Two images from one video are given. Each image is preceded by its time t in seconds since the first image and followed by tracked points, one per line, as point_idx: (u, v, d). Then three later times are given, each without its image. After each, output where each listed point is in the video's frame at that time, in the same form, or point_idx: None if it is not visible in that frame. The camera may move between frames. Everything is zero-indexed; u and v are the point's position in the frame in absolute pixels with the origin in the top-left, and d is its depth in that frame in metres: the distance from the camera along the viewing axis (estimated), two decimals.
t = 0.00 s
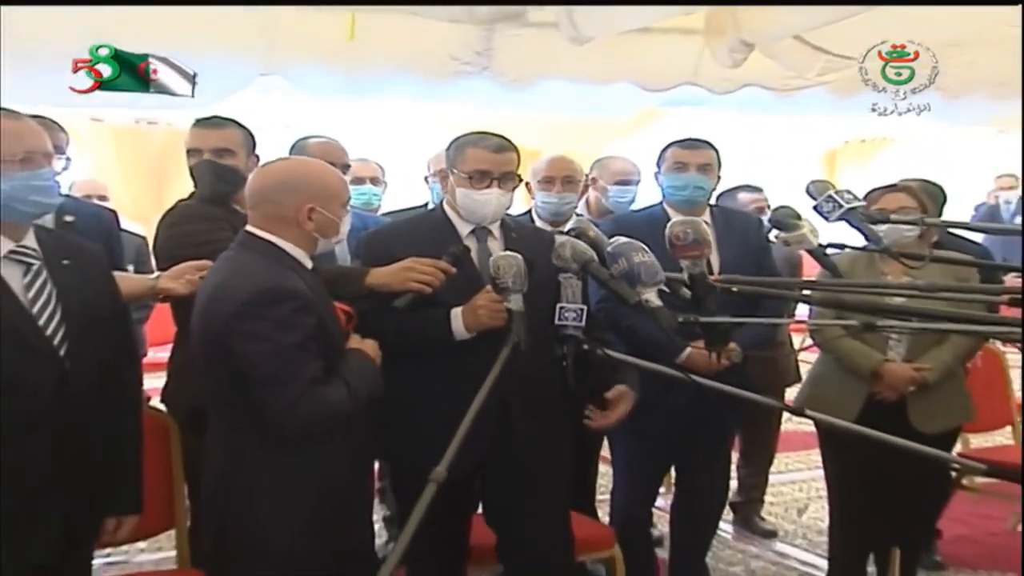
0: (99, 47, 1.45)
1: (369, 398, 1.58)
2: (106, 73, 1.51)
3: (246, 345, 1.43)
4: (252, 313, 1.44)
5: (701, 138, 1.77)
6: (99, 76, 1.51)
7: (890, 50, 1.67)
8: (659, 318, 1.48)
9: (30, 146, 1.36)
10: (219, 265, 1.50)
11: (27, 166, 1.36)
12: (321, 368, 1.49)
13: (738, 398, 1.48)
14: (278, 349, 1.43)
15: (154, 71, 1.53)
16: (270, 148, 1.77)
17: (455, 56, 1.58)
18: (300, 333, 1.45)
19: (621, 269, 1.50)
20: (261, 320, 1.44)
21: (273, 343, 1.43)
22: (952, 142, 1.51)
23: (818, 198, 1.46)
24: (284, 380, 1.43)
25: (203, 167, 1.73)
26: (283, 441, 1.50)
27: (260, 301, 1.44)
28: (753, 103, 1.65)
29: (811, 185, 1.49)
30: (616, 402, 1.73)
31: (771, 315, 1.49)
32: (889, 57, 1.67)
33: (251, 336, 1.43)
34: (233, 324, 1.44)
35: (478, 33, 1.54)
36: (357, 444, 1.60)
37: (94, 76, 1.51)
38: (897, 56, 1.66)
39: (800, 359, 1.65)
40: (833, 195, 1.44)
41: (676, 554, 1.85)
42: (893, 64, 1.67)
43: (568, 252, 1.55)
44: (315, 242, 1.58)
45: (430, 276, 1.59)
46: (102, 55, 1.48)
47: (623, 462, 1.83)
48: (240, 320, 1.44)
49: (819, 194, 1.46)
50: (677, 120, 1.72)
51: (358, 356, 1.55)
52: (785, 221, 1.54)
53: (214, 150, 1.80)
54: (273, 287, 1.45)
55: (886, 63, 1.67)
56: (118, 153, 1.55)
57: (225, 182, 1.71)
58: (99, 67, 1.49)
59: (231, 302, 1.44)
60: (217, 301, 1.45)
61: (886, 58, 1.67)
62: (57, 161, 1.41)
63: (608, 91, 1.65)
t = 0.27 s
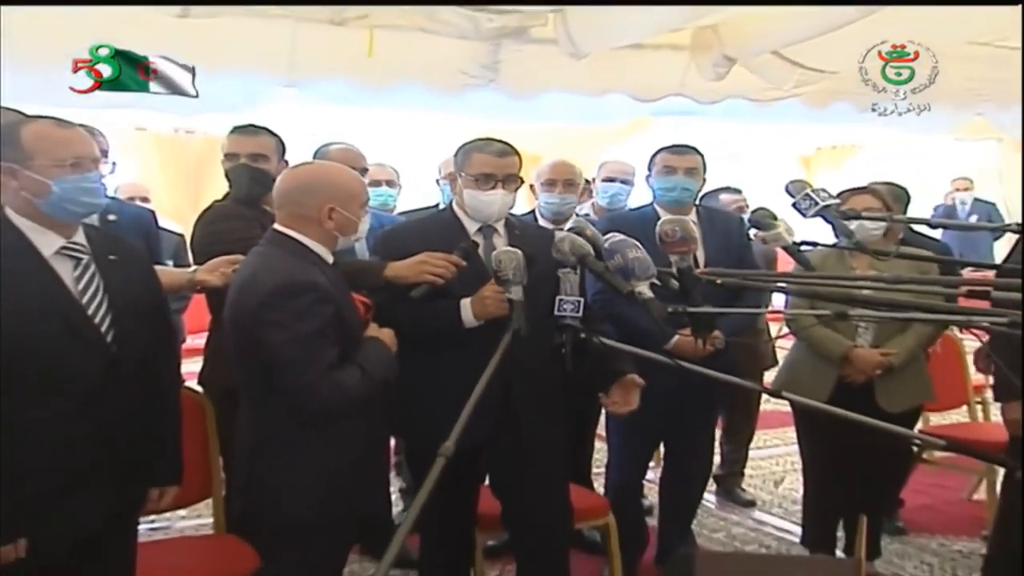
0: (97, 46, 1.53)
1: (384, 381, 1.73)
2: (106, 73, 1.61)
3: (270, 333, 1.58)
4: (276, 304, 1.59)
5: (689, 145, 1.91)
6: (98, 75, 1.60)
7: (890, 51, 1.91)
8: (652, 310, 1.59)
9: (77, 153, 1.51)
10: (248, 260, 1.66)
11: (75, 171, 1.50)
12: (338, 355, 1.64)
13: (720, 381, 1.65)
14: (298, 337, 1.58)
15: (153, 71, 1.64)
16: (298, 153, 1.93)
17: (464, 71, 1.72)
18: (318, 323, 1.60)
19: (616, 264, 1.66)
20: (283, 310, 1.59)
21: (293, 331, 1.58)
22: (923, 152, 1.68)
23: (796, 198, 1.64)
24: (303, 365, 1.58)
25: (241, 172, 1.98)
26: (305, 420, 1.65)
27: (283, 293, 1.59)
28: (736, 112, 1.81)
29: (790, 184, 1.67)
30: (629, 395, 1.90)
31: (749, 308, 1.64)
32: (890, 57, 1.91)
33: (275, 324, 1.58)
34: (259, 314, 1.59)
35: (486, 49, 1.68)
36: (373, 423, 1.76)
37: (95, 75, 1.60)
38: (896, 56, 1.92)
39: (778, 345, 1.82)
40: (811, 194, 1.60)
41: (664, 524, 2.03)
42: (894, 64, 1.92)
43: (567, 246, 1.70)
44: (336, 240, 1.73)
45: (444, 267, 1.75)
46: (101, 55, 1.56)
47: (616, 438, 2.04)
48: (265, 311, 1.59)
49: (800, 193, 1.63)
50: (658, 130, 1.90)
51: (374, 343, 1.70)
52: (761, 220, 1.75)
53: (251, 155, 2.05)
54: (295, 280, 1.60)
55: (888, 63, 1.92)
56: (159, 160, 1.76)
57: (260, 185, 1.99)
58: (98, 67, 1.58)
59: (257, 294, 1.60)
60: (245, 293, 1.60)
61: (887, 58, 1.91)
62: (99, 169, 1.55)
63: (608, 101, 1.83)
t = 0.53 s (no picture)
0: (100, 45, 1.69)
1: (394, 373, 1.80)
2: (108, 75, 1.72)
3: (278, 327, 1.66)
4: (284, 299, 1.66)
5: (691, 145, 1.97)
6: (99, 75, 1.71)
7: (889, 51, 1.84)
8: (649, 303, 1.85)
9: (104, 155, 1.62)
10: (259, 257, 1.73)
11: (103, 171, 1.60)
12: (345, 347, 1.71)
13: (716, 370, 1.88)
14: (304, 331, 1.65)
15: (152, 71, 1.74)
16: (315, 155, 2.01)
17: (474, 75, 1.81)
18: (324, 317, 1.67)
19: (619, 262, 1.83)
20: (290, 306, 1.66)
21: (300, 326, 1.65)
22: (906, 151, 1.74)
23: (789, 196, 1.74)
24: (309, 358, 1.65)
25: (263, 171, 2.05)
26: (315, 411, 1.72)
27: (290, 289, 1.66)
28: (730, 115, 1.83)
29: (784, 183, 1.76)
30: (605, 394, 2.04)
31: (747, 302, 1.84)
32: (889, 57, 1.85)
33: (283, 319, 1.66)
34: (268, 309, 1.66)
35: (492, 54, 1.79)
36: (385, 411, 1.83)
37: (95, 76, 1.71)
38: (897, 56, 1.84)
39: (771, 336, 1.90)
40: (803, 195, 1.71)
41: (664, 510, 2.09)
42: (893, 64, 1.84)
43: (570, 244, 1.84)
44: (343, 237, 1.79)
45: (455, 264, 1.87)
46: (102, 55, 1.70)
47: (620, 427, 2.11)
48: (273, 306, 1.66)
49: (793, 191, 1.73)
50: (666, 135, 1.88)
51: (383, 336, 1.77)
52: (757, 217, 1.82)
53: (273, 155, 2.07)
54: (302, 277, 1.67)
55: (886, 63, 1.85)
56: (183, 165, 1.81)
57: (281, 185, 2.03)
58: (99, 66, 1.70)
59: (266, 290, 1.67)
60: (255, 289, 1.68)
61: (886, 58, 1.85)
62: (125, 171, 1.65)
63: (606, 106, 1.86)
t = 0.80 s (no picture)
0: (102, 46, 1.78)
1: (403, 360, 1.95)
2: (106, 73, 1.85)
3: (292, 319, 1.79)
4: (298, 293, 1.79)
5: (676, 145, 2.08)
6: (99, 74, 1.84)
7: (889, 50, 2.00)
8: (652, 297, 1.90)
9: (145, 156, 1.76)
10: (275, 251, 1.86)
11: (143, 171, 1.74)
12: (356, 338, 1.84)
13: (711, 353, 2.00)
14: (316, 323, 1.79)
15: (153, 72, 1.85)
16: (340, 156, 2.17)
17: (485, 82, 1.91)
18: (335, 310, 1.80)
19: (622, 258, 1.88)
20: (302, 299, 1.79)
21: (312, 318, 1.78)
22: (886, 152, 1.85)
23: (779, 194, 1.87)
24: (320, 348, 1.78)
25: (292, 171, 2.26)
26: (328, 397, 1.86)
27: (302, 283, 1.79)
28: (724, 120, 1.92)
29: (773, 184, 1.89)
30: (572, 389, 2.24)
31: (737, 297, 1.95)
32: (890, 57, 2.00)
33: (297, 312, 1.79)
34: (283, 302, 1.79)
35: (502, 64, 1.86)
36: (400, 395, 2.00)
37: (96, 75, 1.85)
38: (897, 56, 1.98)
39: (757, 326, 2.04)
40: (793, 192, 1.84)
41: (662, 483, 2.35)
42: (893, 63, 2.00)
43: (575, 241, 1.93)
44: (354, 233, 1.91)
45: (468, 257, 2.04)
46: (103, 55, 1.80)
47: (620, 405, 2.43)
48: (287, 299, 1.79)
49: (784, 189, 1.85)
50: (657, 136, 2.03)
51: (393, 327, 1.92)
52: (750, 215, 1.96)
53: (300, 154, 2.28)
54: (315, 272, 1.80)
55: (887, 63, 2.01)
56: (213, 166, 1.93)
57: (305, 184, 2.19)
58: (99, 65, 1.83)
59: (282, 284, 1.80)
60: (271, 282, 1.81)
61: (886, 57, 2.00)
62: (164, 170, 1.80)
63: (606, 112, 2.00)
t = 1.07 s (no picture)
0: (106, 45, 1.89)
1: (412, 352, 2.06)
2: (107, 72, 1.94)
3: (306, 313, 1.90)
4: (313, 288, 1.90)
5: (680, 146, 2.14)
6: (100, 73, 1.94)
7: (890, 51, 1.99)
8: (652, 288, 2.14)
9: (170, 156, 1.84)
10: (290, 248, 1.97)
11: (167, 172, 1.83)
12: (368, 331, 1.96)
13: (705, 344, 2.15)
14: (330, 318, 1.90)
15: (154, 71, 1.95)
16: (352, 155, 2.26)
17: (490, 85, 2.00)
18: (347, 306, 1.91)
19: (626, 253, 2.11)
20: (317, 295, 1.90)
21: (326, 313, 1.90)
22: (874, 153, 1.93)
23: (776, 189, 2.03)
24: (335, 340, 1.91)
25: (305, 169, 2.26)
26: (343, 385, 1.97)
27: (317, 280, 1.90)
28: (718, 122, 1.98)
29: (770, 179, 2.03)
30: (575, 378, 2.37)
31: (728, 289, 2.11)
32: (890, 57, 1.99)
33: (312, 307, 1.90)
34: (298, 297, 1.91)
35: (507, 68, 1.95)
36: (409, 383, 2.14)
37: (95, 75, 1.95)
38: (896, 56, 1.97)
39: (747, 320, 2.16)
40: (789, 189, 2.01)
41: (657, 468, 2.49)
42: (894, 63, 1.97)
43: (577, 238, 2.15)
44: (365, 230, 2.00)
45: (476, 251, 2.17)
46: (104, 54, 1.91)
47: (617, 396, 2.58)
48: (302, 295, 1.90)
49: (779, 185, 2.01)
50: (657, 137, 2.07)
51: (404, 321, 2.05)
52: (743, 215, 2.10)
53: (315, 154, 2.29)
54: (329, 269, 1.91)
55: (887, 63, 1.98)
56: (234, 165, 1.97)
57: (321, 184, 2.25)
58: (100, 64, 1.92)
59: (297, 279, 1.91)
60: (286, 278, 1.91)
61: (886, 58, 1.99)
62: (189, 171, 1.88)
63: (607, 114, 2.04)
